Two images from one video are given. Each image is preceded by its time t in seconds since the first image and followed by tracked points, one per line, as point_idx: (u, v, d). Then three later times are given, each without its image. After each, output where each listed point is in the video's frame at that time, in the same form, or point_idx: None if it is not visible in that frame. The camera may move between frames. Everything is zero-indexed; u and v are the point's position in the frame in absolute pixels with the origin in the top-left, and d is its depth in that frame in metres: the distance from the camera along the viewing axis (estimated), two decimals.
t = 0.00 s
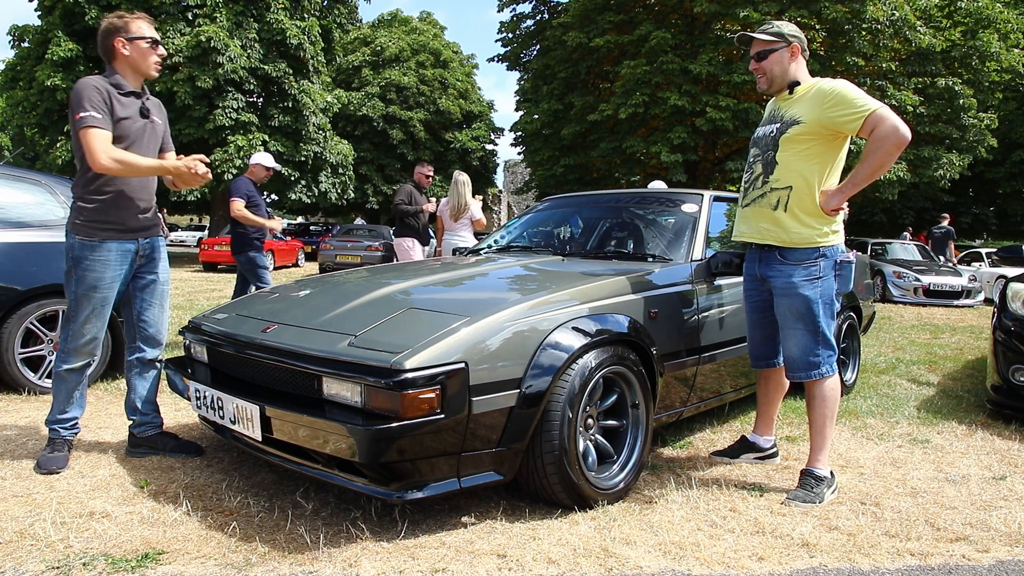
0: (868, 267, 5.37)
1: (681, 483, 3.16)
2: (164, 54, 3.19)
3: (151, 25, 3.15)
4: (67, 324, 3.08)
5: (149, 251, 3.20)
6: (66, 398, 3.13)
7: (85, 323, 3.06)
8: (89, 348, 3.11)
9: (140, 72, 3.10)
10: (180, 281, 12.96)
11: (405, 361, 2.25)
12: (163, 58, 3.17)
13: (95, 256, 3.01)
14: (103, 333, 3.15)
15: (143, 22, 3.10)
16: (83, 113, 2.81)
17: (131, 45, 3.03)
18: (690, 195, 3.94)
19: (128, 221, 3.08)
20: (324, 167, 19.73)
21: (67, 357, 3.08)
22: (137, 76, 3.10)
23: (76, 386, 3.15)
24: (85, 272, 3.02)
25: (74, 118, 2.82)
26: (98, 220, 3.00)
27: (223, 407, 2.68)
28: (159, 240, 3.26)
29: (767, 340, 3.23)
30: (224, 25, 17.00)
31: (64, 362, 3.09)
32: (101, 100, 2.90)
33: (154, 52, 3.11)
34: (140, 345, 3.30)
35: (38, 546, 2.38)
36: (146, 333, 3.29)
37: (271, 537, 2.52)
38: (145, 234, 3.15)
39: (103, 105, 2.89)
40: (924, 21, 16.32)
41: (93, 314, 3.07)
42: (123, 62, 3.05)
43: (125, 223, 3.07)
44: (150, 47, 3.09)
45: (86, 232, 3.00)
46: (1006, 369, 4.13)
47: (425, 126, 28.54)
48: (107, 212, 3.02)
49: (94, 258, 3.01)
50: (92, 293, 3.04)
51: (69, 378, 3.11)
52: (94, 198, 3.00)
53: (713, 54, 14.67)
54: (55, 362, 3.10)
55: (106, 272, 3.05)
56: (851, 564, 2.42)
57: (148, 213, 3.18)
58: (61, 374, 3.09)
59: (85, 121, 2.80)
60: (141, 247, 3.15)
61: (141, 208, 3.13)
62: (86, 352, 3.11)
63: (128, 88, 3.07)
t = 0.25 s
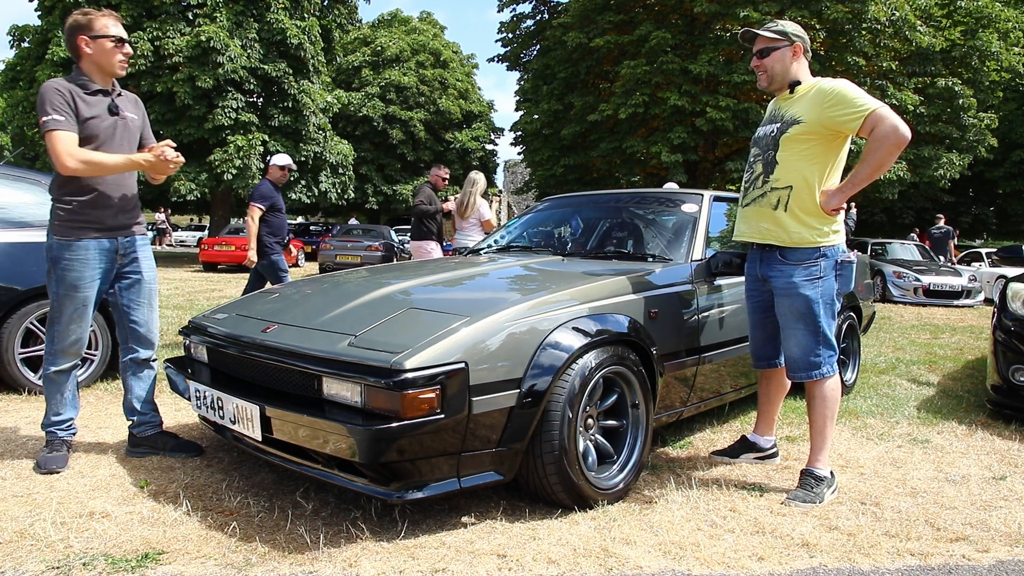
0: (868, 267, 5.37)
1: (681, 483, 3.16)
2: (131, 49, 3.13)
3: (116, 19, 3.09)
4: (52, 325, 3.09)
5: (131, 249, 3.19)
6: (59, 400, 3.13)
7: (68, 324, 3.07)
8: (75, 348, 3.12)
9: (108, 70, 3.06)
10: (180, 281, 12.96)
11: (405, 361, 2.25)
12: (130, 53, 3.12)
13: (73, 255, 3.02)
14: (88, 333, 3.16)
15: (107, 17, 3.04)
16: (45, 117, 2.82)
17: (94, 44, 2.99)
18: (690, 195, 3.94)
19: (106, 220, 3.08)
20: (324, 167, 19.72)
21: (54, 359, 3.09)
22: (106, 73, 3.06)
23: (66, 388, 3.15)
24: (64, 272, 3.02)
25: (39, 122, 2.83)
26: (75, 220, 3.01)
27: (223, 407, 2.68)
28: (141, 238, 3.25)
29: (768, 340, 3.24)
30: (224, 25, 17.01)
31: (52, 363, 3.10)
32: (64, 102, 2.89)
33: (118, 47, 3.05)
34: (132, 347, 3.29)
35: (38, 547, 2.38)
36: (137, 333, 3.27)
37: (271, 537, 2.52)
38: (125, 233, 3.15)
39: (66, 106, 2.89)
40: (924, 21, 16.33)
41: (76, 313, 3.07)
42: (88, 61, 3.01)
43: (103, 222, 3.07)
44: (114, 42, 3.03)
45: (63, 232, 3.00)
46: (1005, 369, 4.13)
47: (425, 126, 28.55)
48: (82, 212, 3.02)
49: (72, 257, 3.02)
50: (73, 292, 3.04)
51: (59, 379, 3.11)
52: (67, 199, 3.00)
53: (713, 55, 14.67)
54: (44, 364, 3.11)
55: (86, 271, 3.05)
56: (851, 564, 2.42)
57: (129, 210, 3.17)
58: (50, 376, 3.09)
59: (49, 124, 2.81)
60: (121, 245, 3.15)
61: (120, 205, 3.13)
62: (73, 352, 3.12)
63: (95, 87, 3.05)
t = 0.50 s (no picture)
0: (868, 267, 5.37)
1: (681, 483, 3.16)
2: (106, 44, 3.10)
3: (92, 15, 3.06)
4: (39, 326, 3.11)
5: (115, 246, 3.18)
6: (53, 401, 3.14)
7: (54, 323, 3.08)
8: (64, 347, 3.14)
9: (79, 67, 3.03)
10: (180, 281, 12.95)
11: (405, 361, 2.25)
12: (102, 48, 3.08)
13: (52, 254, 3.03)
14: (74, 332, 3.17)
15: (83, 14, 3.01)
16: (11, 115, 2.83)
17: (62, 41, 2.97)
18: (690, 195, 3.94)
19: (84, 218, 3.07)
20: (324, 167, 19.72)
21: (44, 359, 3.11)
22: (78, 70, 3.05)
23: (59, 389, 3.16)
24: (45, 270, 3.03)
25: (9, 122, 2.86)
26: (52, 218, 3.02)
27: (223, 407, 2.68)
28: (126, 235, 3.23)
29: (768, 340, 3.23)
30: (224, 25, 17.02)
31: (42, 364, 3.12)
32: (32, 100, 2.89)
33: (91, 43, 3.02)
34: (127, 345, 3.29)
35: (38, 547, 2.38)
36: (129, 331, 3.27)
37: (271, 537, 2.52)
38: (105, 230, 3.14)
39: (35, 104, 2.89)
40: (924, 21, 16.33)
41: (59, 312, 3.08)
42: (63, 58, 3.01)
43: (80, 220, 3.06)
44: (86, 39, 3.00)
45: (42, 231, 3.02)
46: (1005, 369, 4.13)
47: (425, 127, 28.55)
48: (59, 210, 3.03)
49: (51, 255, 3.03)
50: (56, 291, 3.05)
51: (50, 379, 3.13)
52: (43, 197, 3.02)
53: (713, 55, 14.68)
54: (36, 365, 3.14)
55: (66, 269, 3.05)
56: (851, 564, 2.42)
57: (108, 207, 3.15)
58: (42, 377, 3.11)
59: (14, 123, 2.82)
60: (102, 243, 3.14)
61: (99, 203, 3.12)
62: (62, 351, 3.14)
63: (70, 84, 3.06)
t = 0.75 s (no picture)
0: (868, 267, 5.37)
1: (681, 483, 3.17)
2: (108, 45, 3.08)
3: (97, 16, 3.07)
4: (38, 324, 3.13)
5: (113, 246, 3.17)
6: (52, 401, 3.14)
7: (52, 322, 3.10)
8: (63, 347, 3.14)
9: (78, 67, 3.03)
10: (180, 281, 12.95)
11: (405, 361, 2.25)
12: (103, 48, 3.06)
13: (49, 252, 3.06)
14: (73, 331, 3.17)
15: (87, 15, 3.02)
16: (5, 114, 2.86)
17: (61, 42, 2.98)
18: (690, 195, 3.94)
19: (78, 216, 3.07)
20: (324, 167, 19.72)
21: (44, 359, 3.12)
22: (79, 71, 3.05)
23: (59, 389, 3.16)
24: (43, 268, 3.07)
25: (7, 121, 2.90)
26: (49, 216, 3.05)
27: (223, 407, 2.68)
28: (126, 235, 3.21)
29: (767, 340, 3.23)
30: (224, 24, 17.01)
31: (43, 363, 3.13)
32: (26, 99, 2.91)
33: (90, 44, 3.01)
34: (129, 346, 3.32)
35: (38, 547, 2.38)
36: (131, 332, 3.29)
37: (271, 537, 2.52)
38: (103, 229, 3.13)
39: (29, 104, 2.91)
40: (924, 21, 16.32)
41: (57, 312, 3.08)
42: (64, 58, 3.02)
43: (75, 218, 3.06)
44: (85, 39, 2.99)
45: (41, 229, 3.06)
46: (1005, 369, 4.13)
47: (425, 127, 28.55)
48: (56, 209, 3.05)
49: (49, 253, 3.06)
50: (54, 291, 3.07)
51: (50, 379, 3.13)
52: (44, 196, 3.05)
53: (713, 55, 14.69)
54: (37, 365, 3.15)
55: (63, 267, 3.07)
56: (851, 564, 2.42)
57: (105, 207, 3.13)
58: (42, 377, 3.12)
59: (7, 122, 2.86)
60: (100, 244, 3.13)
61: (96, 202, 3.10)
62: (61, 351, 3.15)
63: (72, 84, 3.07)
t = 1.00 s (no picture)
0: (868, 267, 5.37)
1: (681, 483, 3.17)
2: (135, 50, 3.07)
3: (127, 22, 3.07)
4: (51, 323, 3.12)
5: (128, 247, 3.17)
6: (59, 398, 3.14)
7: (65, 321, 3.09)
8: (73, 345, 3.13)
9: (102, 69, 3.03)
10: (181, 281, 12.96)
11: (405, 361, 2.25)
12: (129, 51, 3.04)
13: (67, 252, 3.05)
14: (85, 330, 3.16)
15: (116, 20, 3.01)
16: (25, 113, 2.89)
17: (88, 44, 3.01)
18: (690, 195, 3.94)
19: (96, 217, 3.06)
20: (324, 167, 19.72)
21: (54, 356, 3.11)
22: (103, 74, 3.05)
23: (66, 387, 3.16)
24: (60, 267, 3.06)
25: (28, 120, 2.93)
26: (68, 216, 3.04)
27: (223, 407, 2.68)
28: (142, 238, 3.21)
29: (768, 340, 3.23)
30: (223, 24, 17.00)
31: (52, 360, 3.12)
32: (45, 100, 2.92)
33: (114, 47, 3.00)
34: (136, 345, 3.32)
35: (38, 547, 2.38)
36: (140, 331, 3.29)
37: (271, 537, 2.52)
38: (120, 231, 3.13)
39: (48, 104, 2.92)
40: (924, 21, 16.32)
41: (70, 310, 3.08)
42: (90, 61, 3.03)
43: (93, 218, 3.06)
44: (109, 41, 2.98)
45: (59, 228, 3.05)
46: (1006, 369, 4.13)
47: (425, 127, 28.55)
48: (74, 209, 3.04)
49: (66, 252, 3.06)
50: (68, 288, 3.07)
51: (58, 376, 3.13)
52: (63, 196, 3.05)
53: (713, 55, 14.70)
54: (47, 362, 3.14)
55: (79, 267, 3.07)
56: (851, 564, 2.42)
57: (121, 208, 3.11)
58: (51, 374, 3.11)
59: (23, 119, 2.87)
60: (117, 245, 3.13)
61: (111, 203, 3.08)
62: (71, 349, 3.13)
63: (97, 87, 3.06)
